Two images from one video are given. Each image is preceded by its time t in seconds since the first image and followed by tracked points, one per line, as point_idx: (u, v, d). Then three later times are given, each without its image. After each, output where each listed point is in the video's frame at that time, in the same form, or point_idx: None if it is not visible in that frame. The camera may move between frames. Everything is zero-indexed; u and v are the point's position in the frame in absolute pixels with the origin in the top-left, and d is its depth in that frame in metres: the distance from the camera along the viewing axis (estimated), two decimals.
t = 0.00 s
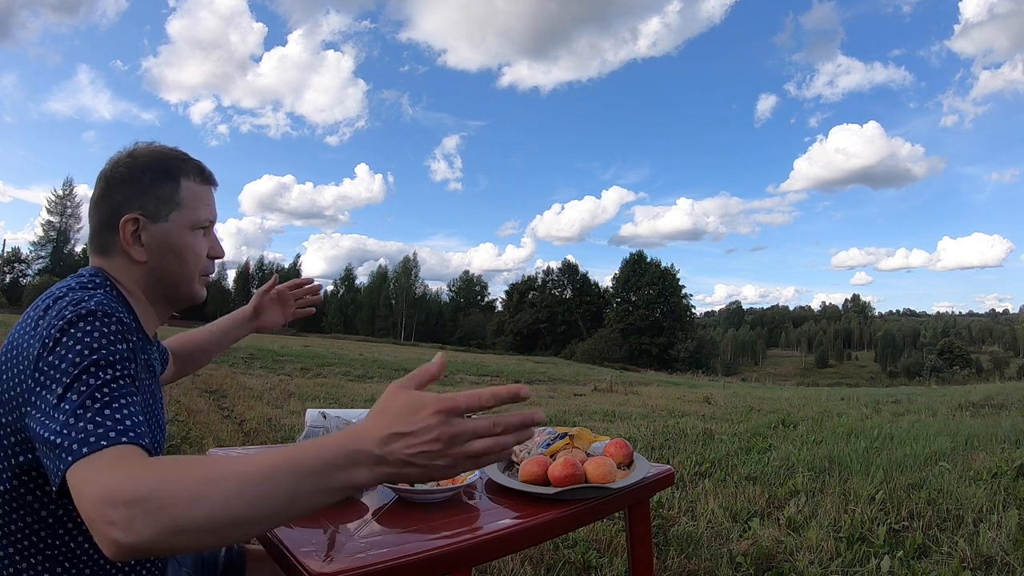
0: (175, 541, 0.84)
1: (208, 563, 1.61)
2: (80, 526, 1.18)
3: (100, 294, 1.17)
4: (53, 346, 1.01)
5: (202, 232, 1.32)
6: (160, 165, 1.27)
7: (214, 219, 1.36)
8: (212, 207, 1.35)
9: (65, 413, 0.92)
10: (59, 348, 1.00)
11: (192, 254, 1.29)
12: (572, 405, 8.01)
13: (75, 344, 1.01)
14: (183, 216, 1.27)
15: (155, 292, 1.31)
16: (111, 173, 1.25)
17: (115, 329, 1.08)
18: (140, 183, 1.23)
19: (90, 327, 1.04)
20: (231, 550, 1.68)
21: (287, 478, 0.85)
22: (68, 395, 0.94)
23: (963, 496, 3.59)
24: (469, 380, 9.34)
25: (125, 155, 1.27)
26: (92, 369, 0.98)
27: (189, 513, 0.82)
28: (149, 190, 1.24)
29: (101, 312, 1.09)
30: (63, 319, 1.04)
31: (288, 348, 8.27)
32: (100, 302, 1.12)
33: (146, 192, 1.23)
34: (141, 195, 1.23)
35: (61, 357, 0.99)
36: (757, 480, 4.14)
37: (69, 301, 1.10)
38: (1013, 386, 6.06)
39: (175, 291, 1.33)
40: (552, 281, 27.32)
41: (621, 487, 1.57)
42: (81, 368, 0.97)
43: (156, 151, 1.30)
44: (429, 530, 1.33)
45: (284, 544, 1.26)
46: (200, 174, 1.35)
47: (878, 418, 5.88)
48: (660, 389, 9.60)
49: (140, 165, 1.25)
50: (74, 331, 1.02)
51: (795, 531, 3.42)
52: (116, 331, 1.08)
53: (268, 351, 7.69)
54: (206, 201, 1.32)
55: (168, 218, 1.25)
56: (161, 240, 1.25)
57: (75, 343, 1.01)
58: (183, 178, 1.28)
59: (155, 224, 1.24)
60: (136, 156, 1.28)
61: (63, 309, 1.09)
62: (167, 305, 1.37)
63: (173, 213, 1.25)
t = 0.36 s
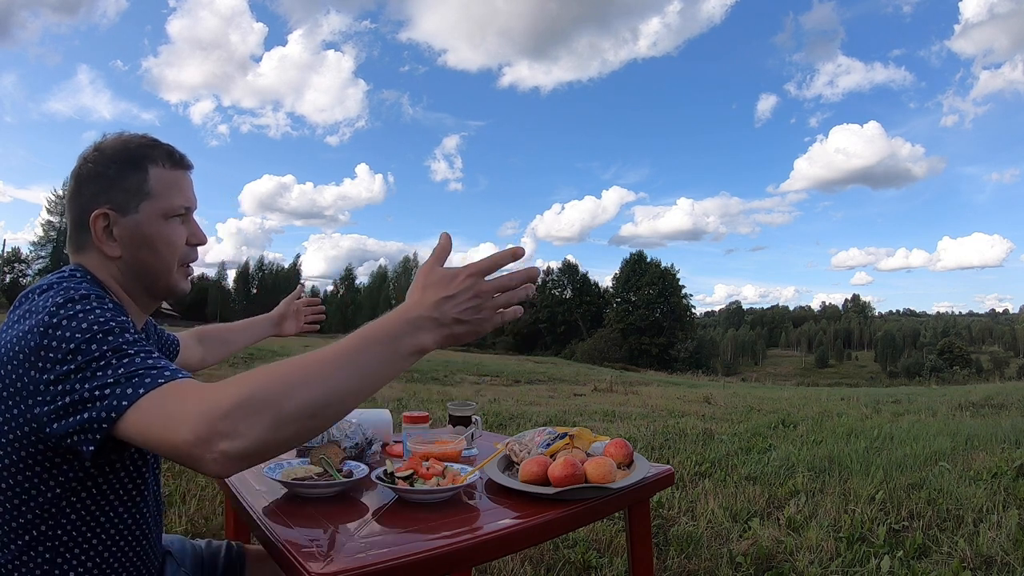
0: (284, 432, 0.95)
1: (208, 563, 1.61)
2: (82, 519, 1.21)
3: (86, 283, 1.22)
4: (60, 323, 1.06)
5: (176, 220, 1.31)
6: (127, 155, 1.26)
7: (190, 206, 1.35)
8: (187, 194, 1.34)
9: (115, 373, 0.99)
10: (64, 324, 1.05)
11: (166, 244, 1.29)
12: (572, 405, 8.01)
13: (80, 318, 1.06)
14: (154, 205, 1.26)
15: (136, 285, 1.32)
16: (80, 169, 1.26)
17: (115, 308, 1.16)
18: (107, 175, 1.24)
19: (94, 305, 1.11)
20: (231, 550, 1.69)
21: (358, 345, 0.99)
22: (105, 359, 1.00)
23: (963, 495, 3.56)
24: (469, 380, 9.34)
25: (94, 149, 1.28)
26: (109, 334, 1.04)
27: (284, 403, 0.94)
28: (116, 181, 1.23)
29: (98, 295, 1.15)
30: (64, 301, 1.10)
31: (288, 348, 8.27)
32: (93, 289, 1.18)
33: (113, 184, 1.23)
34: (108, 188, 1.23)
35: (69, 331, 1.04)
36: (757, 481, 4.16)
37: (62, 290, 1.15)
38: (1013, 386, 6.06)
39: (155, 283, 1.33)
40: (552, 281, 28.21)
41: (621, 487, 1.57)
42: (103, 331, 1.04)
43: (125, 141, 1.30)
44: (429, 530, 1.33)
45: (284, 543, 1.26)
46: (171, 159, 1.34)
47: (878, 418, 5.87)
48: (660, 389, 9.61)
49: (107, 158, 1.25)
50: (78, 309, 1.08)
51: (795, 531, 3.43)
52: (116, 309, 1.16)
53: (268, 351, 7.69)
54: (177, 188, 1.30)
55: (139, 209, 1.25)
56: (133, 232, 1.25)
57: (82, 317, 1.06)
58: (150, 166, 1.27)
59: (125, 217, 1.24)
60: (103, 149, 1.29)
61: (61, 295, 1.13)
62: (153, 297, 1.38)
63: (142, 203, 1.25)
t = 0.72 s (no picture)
0: None
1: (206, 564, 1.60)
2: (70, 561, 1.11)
3: (101, 310, 1.13)
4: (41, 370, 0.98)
5: (214, 233, 1.33)
6: (171, 169, 1.26)
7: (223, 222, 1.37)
8: (221, 209, 1.37)
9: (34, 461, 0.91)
10: (45, 371, 0.97)
11: (208, 258, 1.30)
12: (572, 405, 8.00)
13: (62, 378, 0.97)
14: (199, 220, 1.28)
15: (170, 298, 1.31)
16: (121, 178, 1.22)
17: (112, 361, 1.05)
18: (155, 188, 1.23)
19: (85, 361, 1.00)
20: (230, 551, 1.68)
21: None
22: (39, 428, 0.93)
23: (963, 496, 3.60)
24: (469, 380, 9.35)
25: (135, 158, 1.25)
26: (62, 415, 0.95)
27: None
28: (164, 194, 1.23)
29: (99, 341, 1.04)
30: (57, 346, 1.00)
31: (289, 348, 8.28)
32: (100, 327, 1.08)
33: (162, 198, 1.23)
34: (157, 200, 1.22)
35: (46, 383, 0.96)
36: (756, 480, 4.13)
37: (63, 320, 1.06)
38: (1013, 386, 6.06)
39: (192, 294, 1.33)
40: (553, 280, 29.68)
41: (621, 487, 1.57)
42: (58, 408, 0.95)
43: (163, 153, 1.29)
44: (429, 530, 1.33)
45: (284, 544, 1.26)
46: (206, 174, 1.35)
47: (878, 418, 5.88)
48: (660, 389, 9.62)
49: (152, 170, 1.24)
50: (69, 360, 0.99)
51: (795, 531, 3.42)
52: (112, 365, 1.04)
53: (268, 351, 7.70)
54: (216, 205, 1.33)
55: (187, 223, 1.26)
56: (181, 244, 1.25)
57: (67, 378, 0.97)
58: (195, 181, 1.29)
59: (173, 230, 1.24)
60: (144, 160, 1.26)
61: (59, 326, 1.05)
62: (179, 310, 1.36)
63: (189, 216, 1.26)
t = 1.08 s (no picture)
0: None
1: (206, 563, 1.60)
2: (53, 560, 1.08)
3: (118, 309, 1.13)
4: (51, 361, 0.98)
5: (223, 238, 1.33)
6: (182, 174, 1.27)
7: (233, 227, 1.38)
8: (230, 214, 1.37)
9: (12, 450, 0.92)
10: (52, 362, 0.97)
11: (217, 262, 1.31)
12: (572, 405, 8.00)
13: (67, 372, 0.97)
14: (210, 224, 1.28)
15: (178, 300, 1.31)
16: (133, 182, 1.22)
17: (121, 362, 1.04)
18: (167, 191, 1.23)
19: (93, 359, 1.00)
20: (230, 551, 1.68)
21: None
22: (27, 417, 0.93)
23: (964, 495, 3.60)
24: (469, 380, 9.36)
25: (147, 163, 1.25)
26: (54, 411, 0.95)
27: None
28: (176, 198, 1.24)
29: (113, 340, 1.04)
30: (70, 340, 1.00)
31: (288, 348, 8.29)
32: (115, 325, 1.07)
33: (174, 201, 1.23)
34: (168, 204, 1.23)
35: (50, 374, 0.96)
36: (757, 481, 4.13)
37: (82, 313, 1.07)
38: (1013, 386, 6.06)
39: (199, 297, 1.33)
40: (553, 280, 29.62)
41: (621, 487, 1.57)
42: (54, 403, 0.95)
43: (174, 158, 1.30)
44: (429, 530, 1.33)
45: (284, 544, 1.26)
46: (216, 180, 1.36)
47: (877, 418, 5.88)
48: (660, 389, 9.62)
49: (164, 174, 1.24)
50: (78, 355, 0.99)
51: (795, 531, 3.42)
52: (121, 366, 1.04)
53: (268, 351, 7.71)
54: (226, 210, 1.33)
55: (198, 226, 1.26)
56: (192, 247, 1.25)
57: (71, 373, 0.97)
58: (205, 186, 1.29)
59: (184, 233, 1.24)
60: (156, 164, 1.27)
61: (77, 319, 1.06)
62: (187, 313, 1.36)
63: (200, 220, 1.26)
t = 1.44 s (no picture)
0: None
1: (210, 564, 1.61)
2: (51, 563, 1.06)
3: (116, 302, 1.14)
4: (57, 351, 0.98)
5: (219, 235, 1.32)
6: (175, 171, 1.26)
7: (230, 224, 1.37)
8: (227, 211, 1.36)
9: (23, 438, 0.90)
10: (59, 352, 0.98)
11: (210, 259, 1.29)
12: (572, 405, 7.99)
13: (73, 360, 0.97)
14: (203, 220, 1.27)
15: (176, 297, 1.30)
16: (126, 181, 1.23)
17: (125, 350, 1.05)
18: (158, 189, 1.23)
19: (98, 347, 1.01)
20: (233, 551, 1.69)
21: None
22: (36, 407, 0.92)
23: (963, 495, 3.60)
24: (469, 380, 9.36)
25: (140, 162, 1.26)
26: (63, 398, 0.94)
27: None
28: (168, 195, 1.23)
29: (115, 328, 1.05)
30: (74, 330, 1.01)
31: (288, 348, 8.29)
32: (116, 315, 1.08)
33: (165, 198, 1.23)
34: (159, 201, 1.23)
35: (56, 364, 0.96)
36: (756, 481, 4.13)
37: (81, 308, 1.07)
38: (1013, 387, 6.06)
39: (195, 295, 1.32)
40: (553, 280, 29.57)
41: (621, 487, 1.57)
42: (63, 390, 0.94)
43: (169, 156, 1.30)
44: (429, 530, 1.33)
45: (284, 544, 1.26)
46: (214, 178, 1.35)
47: (877, 418, 5.88)
48: (660, 389, 9.63)
49: (156, 172, 1.25)
50: (83, 343, 0.99)
51: (795, 531, 3.42)
52: (124, 354, 1.04)
53: (268, 351, 7.72)
54: (222, 206, 1.32)
55: (189, 223, 1.25)
56: (183, 244, 1.25)
57: (78, 361, 0.97)
58: (198, 183, 1.29)
59: (175, 229, 1.24)
60: (151, 163, 1.27)
61: (77, 313, 1.06)
62: (187, 310, 1.36)
63: (191, 217, 1.25)
